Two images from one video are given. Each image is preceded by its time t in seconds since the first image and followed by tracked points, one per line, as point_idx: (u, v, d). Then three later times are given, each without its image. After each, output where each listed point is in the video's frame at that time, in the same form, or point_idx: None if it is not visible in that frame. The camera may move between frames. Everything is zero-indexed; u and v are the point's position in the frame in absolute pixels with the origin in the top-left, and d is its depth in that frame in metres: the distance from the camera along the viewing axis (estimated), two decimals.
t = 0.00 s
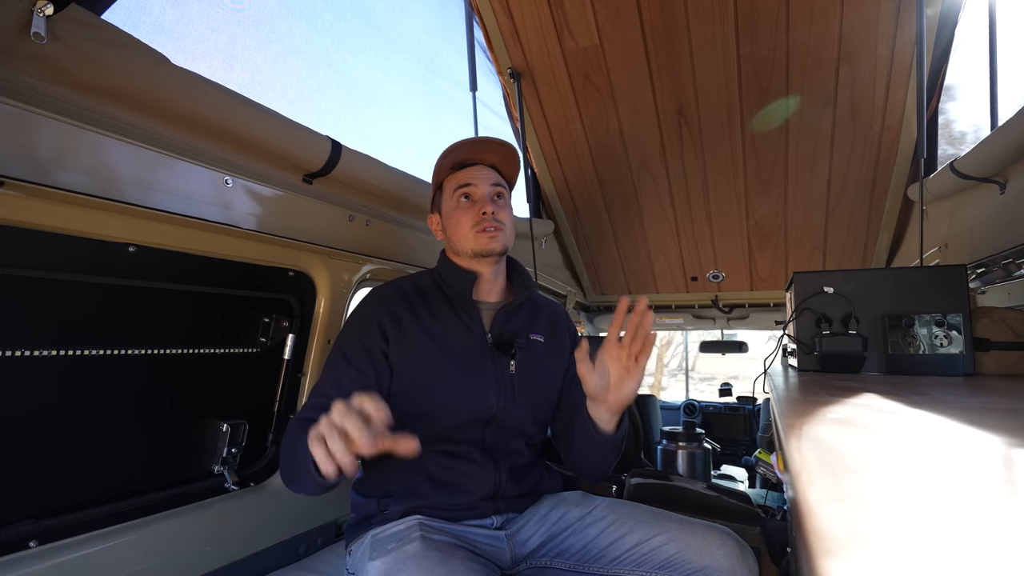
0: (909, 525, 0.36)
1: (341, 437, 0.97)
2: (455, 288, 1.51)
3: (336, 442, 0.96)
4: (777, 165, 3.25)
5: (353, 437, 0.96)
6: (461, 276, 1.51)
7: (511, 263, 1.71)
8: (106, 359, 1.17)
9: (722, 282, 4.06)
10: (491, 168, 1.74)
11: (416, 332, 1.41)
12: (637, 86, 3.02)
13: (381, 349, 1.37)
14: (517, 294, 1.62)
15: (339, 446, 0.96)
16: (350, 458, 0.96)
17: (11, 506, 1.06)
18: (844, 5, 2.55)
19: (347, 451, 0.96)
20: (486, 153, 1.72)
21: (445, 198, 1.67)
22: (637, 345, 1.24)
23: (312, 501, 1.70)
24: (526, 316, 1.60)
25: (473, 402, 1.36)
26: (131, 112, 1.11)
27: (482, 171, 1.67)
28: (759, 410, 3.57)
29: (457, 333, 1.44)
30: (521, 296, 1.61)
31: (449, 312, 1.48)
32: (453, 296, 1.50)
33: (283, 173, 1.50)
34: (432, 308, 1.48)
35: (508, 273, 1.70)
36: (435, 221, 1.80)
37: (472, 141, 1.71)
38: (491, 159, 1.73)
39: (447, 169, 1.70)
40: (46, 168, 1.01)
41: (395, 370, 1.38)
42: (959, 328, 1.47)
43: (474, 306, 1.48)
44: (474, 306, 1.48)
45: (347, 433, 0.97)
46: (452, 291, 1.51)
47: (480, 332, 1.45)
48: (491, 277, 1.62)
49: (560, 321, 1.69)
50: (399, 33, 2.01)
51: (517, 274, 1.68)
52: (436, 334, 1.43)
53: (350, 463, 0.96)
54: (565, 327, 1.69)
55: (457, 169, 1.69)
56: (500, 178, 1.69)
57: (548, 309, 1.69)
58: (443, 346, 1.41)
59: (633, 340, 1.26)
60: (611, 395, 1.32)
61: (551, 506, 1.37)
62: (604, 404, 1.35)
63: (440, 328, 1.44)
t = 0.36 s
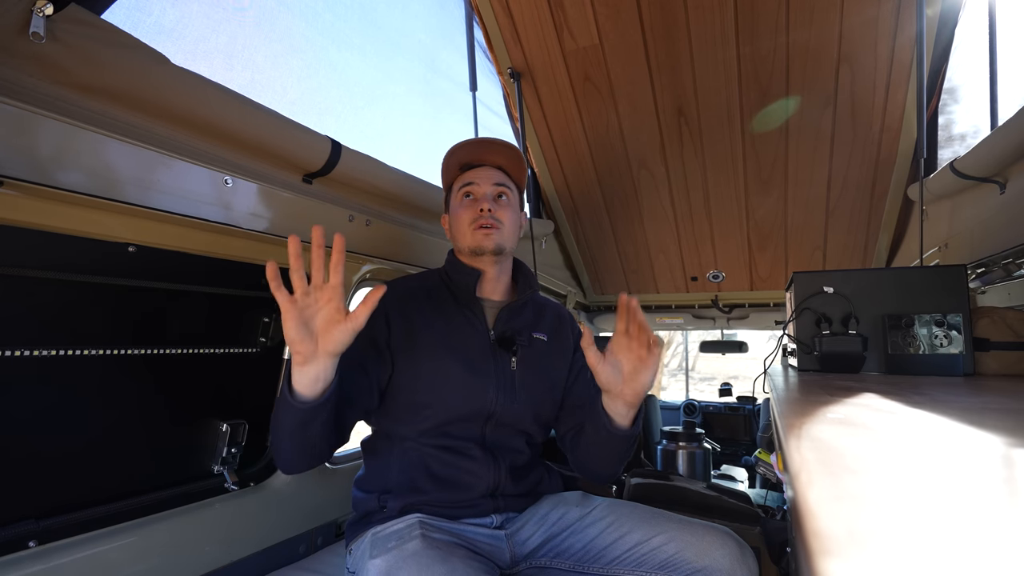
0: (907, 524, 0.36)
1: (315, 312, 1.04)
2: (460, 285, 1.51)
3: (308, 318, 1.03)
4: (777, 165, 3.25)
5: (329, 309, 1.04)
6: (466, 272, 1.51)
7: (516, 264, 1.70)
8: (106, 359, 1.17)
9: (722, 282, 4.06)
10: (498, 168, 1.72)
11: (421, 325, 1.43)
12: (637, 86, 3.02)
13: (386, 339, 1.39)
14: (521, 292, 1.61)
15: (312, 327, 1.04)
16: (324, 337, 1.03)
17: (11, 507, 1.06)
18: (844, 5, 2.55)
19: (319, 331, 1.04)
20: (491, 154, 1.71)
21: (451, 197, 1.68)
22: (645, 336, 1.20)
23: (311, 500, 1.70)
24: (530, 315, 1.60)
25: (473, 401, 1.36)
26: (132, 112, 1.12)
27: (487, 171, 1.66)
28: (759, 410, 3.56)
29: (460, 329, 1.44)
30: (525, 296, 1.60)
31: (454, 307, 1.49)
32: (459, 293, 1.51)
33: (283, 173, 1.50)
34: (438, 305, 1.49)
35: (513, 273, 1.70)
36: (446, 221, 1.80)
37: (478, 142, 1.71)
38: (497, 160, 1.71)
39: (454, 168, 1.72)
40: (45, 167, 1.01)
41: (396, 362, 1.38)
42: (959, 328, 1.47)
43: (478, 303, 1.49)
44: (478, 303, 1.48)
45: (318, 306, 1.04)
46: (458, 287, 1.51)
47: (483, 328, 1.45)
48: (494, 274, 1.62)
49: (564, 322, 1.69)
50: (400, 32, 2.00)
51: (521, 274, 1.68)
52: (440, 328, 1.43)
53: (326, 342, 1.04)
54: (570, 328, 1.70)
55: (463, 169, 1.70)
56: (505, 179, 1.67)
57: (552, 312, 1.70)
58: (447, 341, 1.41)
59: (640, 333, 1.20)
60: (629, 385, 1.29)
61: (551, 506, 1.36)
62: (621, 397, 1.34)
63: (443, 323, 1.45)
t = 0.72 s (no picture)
0: (905, 524, 0.35)
1: (339, 301, 1.04)
2: (469, 280, 1.51)
3: (332, 307, 1.04)
4: (777, 165, 3.24)
5: (354, 301, 1.04)
6: (477, 267, 1.51)
7: (523, 262, 1.69)
8: (106, 357, 1.17)
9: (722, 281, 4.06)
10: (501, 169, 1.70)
11: (432, 318, 1.43)
12: (636, 85, 3.02)
13: (393, 331, 1.39)
14: (528, 288, 1.61)
15: (334, 316, 1.04)
16: (343, 327, 1.04)
17: (11, 507, 1.05)
18: (845, 5, 2.55)
19: (340, 320, 1.04)
20: (494, 154, 1.69)
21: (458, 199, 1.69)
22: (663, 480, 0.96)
23: (312, 498, 1.70)
24: (536, 312, 1.60)
25: (475, 400, 1.35)
26: (132, 111, 1.11)
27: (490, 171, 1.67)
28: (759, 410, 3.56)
29: (467, 322, 1.44)
30: (530, 293, 1.59)
31: (463, 301, 1.48)
32: (467, 288, 1.51)
33: (284, 172, 1.49)
34: (448, 300, 1.49)
35: (519, 271, 1.69)
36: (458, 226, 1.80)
37: (481, 145, 1.70)
38: (500, 161, 1.69)
39: (459, 171, 1.72)
40: (46, 166, 1.00)
41: (402, 354, 1.38)
42: (959, 328, 1.47)
43: (485, 297, 1.48)
44: (485, 297, 1.48)
45: (344, 297, 1.04)
46: (467, 283, 1.51)
47: (489, 321, 1.45)
48: (501, 270, 1.61)
49: (570, 321, 1.69)
50: (400, 31, 2.00)
51: (527, 271, 1.67)
52: (448, 321, 1.44)
53: (345, 331, 1.04)
54: (576, 327, 1.69)
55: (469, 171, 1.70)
56: (509, 178, 1.66)
57: (559, 311, 1.69)
58: (453, 334, 1.41)
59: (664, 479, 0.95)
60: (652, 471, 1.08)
61: (552, 507, 1.36)
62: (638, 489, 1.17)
63: (451, 316, 1.45)
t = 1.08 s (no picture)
0: (907, 524, 0.36)
1: (337, 302, 1.04)
2: (472, 280, 1.51)
3: (330, 308, 1.04)
4: (777, 164, 3.25)
5: (352, 302, 1.04)
6: (480, 267, 1.51)
7: (525, 264, 1.70)
8: (106, 357, 1.17)
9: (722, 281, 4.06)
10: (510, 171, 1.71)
11: (435, 319, 1.43)
12: (636, 85, 3.02)
13: (395, 329, 1.39)
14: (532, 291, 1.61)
15: (333, 318, 1.04)
16: (342, 329, 1.04)
17: (12, 506, 1.05)
18: (845, 5, 2.55)
19: (338, 322, 1.04)
20: (504, 156, 1.70)
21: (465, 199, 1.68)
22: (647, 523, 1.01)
23: (313, 497, 1.70)
24: (540, 315, 1.60)
25: (476, 400, 1.35)
26: (133, 112, 1.11)
27: (499, 173, 1.67)
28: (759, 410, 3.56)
29: (472, 324, 1.44)
30: (534, 295, 1.60)
31: (466, 301, 1.49)
32: (472, 287, 1.51)
33: (285, 172, 1.49)
34: (451, 300, 1.49)
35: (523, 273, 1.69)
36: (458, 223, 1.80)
37: (491, 147, 1.71)
38: (509, 163, 1.70)
39: (468, 172, 1.71)
40: (46, 166, 1.01)
41: (402, 355, 1.38)
42: (959, 328, 1.47)
43: (491, 297, 1.49)
44: (490, 299, 1.49)
45: (342, 299, 1.05)
46: (471, 282, 1.51)
47: (494, 322, 1.45)
48: (506, 271, 1.61)
49: (573, 325, 1.69)
50: (399, 31, 2.00)
51: (531, 273, 1.67)
52: (452, 322, 1.44)
53: (344, 333, 1.04)
54: (578, 330, 1.70)
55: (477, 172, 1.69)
56: (517, 181, 1.67)
57: (561, 313, 1.69)
58: (456, 333, 1.42)
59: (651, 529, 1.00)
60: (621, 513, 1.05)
61: (552, 507, 1.36)
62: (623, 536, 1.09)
63: (455, 317, 1.45)
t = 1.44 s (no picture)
0: (909, 524, 0.36)
1: (341, 330, 1.07)
2: (466, 282, 1.51)
3: (334, 335, 1.06)
4: (778, 164, 3.24)
5: (355, 327, 1.07)
6: (473, 269, 1.51)
7: (524, 264, 1.70)
8: (106, 356, 1.17)
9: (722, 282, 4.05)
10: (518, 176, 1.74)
11: (431, 323, 1.43)
12: (637, 85, 3.02)
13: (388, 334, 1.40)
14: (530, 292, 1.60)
15: (337, 343, 1.06)
16: (347, 354, 1.05)
17: (12, 505, 1.06)
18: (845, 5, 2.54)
19: (343, 346, 1.06)
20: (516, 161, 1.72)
21: (470, 197, 1.68)
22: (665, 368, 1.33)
23: (313, 496, 1.70)
24: (537, 316, 1.60)
25: (475, 400, 1.35)
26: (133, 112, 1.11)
27: (509, 177, 1.67)
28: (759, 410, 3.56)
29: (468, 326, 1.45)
30: (533, 296, 1.59)
31: (461, 303, 1.49)
32: (466, 289, 1.51)
33: (285, 172, 1.49)
34: (445, 302, 1.49)
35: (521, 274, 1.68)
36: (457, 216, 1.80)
37: (506, 149, 1.70)
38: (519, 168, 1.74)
39: (477, 169, 1.70)
40: (46, 165, 1.00)
41: (400, 361, 1.40)
42: (959, 328, 1.46)
43: (486, 299, 1.48)
44: (486, 300, 1.48)
45: (345, 326, 1.07)
46: (464, 285, 1.51)
47: (490, 324, 1.45)
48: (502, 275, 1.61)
49: (570, 326, 1.69)
50: (399, 31, 2.00)
51: (529, 274, 1.66)
52: (448, 325, 1.44)
53: (349, 358, 1.05)
54: (575, 331, 1.70)
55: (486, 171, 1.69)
56: (525, 189, 1.68)
57: (559, 314, 1.69)
58: (452, 336, 1.42)
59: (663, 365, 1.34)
60: (650, 346, 1.28)
61: (552, 506, 1.36)
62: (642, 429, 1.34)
63: (450, 321, 1.45)
